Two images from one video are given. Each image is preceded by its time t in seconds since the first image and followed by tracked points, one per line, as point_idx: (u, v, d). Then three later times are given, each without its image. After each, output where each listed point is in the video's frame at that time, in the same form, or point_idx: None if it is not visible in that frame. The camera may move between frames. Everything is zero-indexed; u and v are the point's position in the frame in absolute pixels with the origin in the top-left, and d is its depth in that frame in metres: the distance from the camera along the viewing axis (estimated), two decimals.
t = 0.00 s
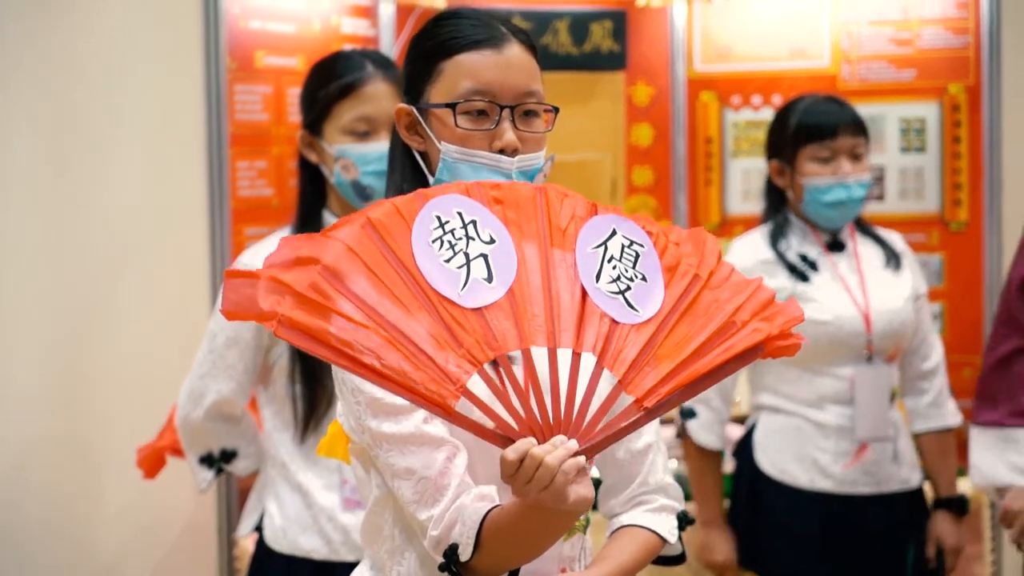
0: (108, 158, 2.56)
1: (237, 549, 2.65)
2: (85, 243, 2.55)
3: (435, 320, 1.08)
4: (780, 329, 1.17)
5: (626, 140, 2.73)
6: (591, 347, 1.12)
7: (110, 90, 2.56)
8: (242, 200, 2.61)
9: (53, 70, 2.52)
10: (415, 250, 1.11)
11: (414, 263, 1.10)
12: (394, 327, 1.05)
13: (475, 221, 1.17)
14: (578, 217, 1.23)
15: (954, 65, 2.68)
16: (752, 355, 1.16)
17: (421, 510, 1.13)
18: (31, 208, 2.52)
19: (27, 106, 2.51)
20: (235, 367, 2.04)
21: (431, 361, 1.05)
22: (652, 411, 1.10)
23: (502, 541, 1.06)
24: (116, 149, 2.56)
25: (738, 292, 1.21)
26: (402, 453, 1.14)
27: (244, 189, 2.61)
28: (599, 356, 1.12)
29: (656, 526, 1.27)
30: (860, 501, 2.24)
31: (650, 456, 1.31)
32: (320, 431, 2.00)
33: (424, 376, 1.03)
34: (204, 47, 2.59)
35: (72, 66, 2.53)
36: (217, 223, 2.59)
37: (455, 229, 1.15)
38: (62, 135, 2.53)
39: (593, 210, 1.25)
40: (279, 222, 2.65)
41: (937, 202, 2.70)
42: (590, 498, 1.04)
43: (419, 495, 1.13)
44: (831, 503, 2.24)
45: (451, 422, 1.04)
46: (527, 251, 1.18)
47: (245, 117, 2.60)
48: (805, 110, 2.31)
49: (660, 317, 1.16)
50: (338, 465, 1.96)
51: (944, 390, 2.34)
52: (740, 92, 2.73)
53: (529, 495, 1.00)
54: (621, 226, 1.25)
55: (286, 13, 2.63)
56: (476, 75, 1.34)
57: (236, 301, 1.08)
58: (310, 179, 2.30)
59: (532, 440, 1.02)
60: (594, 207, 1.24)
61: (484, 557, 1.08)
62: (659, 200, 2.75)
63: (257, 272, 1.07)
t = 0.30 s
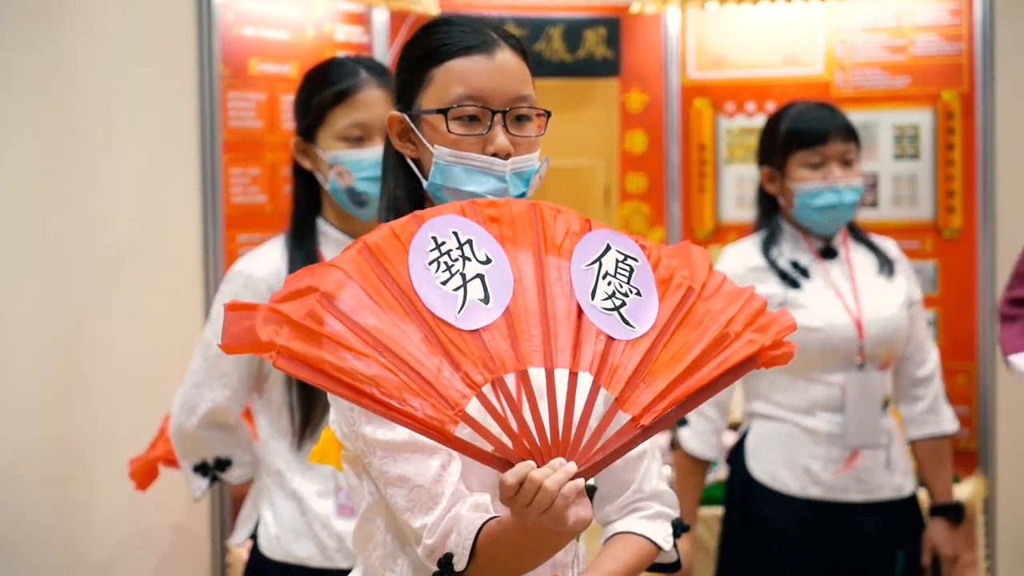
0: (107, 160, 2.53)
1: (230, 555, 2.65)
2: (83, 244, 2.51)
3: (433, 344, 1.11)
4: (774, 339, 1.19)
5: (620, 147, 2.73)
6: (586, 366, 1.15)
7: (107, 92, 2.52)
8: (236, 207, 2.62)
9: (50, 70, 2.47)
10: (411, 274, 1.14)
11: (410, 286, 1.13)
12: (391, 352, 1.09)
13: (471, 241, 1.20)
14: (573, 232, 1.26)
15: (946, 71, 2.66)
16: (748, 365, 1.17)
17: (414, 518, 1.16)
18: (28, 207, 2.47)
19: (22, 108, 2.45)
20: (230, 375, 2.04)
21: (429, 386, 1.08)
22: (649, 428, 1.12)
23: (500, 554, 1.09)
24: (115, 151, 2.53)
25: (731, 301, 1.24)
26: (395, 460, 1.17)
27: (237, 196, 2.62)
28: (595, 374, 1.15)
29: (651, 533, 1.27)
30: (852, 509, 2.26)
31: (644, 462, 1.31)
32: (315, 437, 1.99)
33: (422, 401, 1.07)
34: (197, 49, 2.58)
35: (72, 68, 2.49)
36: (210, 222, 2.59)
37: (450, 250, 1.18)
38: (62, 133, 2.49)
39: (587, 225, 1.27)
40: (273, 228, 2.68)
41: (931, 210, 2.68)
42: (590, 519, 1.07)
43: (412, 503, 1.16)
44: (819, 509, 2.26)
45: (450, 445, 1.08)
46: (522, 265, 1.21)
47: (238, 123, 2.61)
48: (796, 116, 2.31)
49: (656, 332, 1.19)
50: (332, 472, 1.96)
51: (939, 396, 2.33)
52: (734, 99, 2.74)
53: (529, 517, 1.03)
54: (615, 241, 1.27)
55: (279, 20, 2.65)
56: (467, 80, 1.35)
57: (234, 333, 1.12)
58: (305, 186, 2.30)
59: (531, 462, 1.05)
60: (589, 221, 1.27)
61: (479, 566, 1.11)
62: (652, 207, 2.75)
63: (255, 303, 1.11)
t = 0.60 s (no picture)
0: (107, 160, 2.50)
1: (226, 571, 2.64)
2: (83, 244, 2.49)
3: (432, 356, 1.11)
4: (771, 353, 1.19)
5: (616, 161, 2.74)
6: (586, 378, 1.16)
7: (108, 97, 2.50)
8: (232, 223, 2.64)
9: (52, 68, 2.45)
10: (411, 285, 1.14)
11: (410, 297, 1.13)
12: (391, 363, 1.08)
13: (470, 252, 1.19)
14: (571, 245, 1.25)
15: (942, 88, 2.66)
16: (745, 380, 1.17)
17: (413, 532, 1.16)
18: (28, 211, 2.44)
19: (19, 113, 2.42)
20: (227, 391, 2.03)
21: (429, 397, 1.08)
22: (648, 440, 1.13)
23: (496, 567, 1.09)
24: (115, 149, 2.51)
25: (728, 315, 1.24)
26: (394, 475, 1.18)
27: (234, 212, 2.64)
28: (594, 387, 1.15)
29: (650, 547, 1.26)
30: (849, 527, 2.26)
31: (643, 477, 1.31)
32: (311, 454, 1.99)
33: (422, 413, 1.07)
34: (194, 64, 2.57)
35: (73, 67, 2.47)
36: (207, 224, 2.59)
37: (450, 261, 1.17)
38: (61, 130, 2.46)
39: (584, 239, 1.27)
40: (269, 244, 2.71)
41: (927, 225, 2.70)
42: (587, 531, 1.07)
43: (411, 517, 1.16)
44: (817, 527, 2.26)
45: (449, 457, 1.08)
46: (521, 277, 1.20)
47: (235, 139, 2.63)
48: (795, 133, 2.31)
49: (655, 344, 1.19)
50: (330, 488, 1.95)
51: (937, 414, 2.33)
52: (730, 115, 2.73)
53: (528, 528, 1.03)
54: (612, 254, 1.26)
55: (277, 37, 2.68)
56: (461, 92, 1.35)
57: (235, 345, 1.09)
58: (302, 204, 2.29)
59: (530, 474, 1.05)
60: (586, 234, 1.26)
61: None
62: (648, 223, 2.75)
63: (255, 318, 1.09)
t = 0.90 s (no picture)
0: (107, 160, 2.50)
1: None
2: (83, 244, 2.48)
3: (429, 377, 1.10)
4: (760, 364, 1.18)
5: (615, 174, 2.73)
6: (580, 397, 1.14)
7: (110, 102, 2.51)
8: (231, 235, 2.62)
9: (54, 68, 2.45)
10: (405, 307, 1.14)
11: (405, 319, 1.13)
12: (388, 386, 1.08)
13: (462, 275, 1.20)
14: (561, 265, 1.26)
15: (939, 99, 2.65)
16: (735, 392, 1.16)
17: (411, 548, 1.17)
18: (28, 212, 2.43)
19: (20, 111, 2.41)
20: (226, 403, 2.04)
21: (427, 419, 1.07)
22: (644, 455, 1.12)
23: None
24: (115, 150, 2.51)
25: (717, 330, 1.22)
26: (392, 490, 1.18)
27: (233, 224, 2.63)
28: (589, 405, 1.14)
29: (647, 559, 1.26)
30: (849, 539, 2.25)
31: (640, 490, 1.31)
32: (309, 466, 1.99)
33: (420, 434, 1.06)
34: (193, 71, 2.57)
35: (76, 69, 2.47)
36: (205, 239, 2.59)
37: (443, 284, 1.18)
38: (61, 130, 2.45)
39: (574, 258, 1.27)
40: (268, 256, 2.68)
41: (926, 237, 2.68)
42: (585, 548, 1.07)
43: (409, 533, 1.17)
44: (818, 538, 2.27)
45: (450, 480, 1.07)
46: (512, 297, 1.20)
47: (232, 152, 2.61)
48: (800, 144, 2.29)
49: (646, 360, 1.18)
50: (328, 501, 1.95)
51: (936, 426, 2.33)
52: (728, 127, 2.73)
53: (528, 546, 1.02)
54: (602, 273, 1.27)
55: (275, 49, 2.66)
56: (460, 107, 1.36)
57: (237, 377, 1.11)
58: (303, 216, 2.28)
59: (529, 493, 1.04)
60: (575, 252, 1.26)
61: None
62: (647, 234, 2.74)
63: (253, 347, 1.09)
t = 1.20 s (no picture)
0: (107, 160, 2.51)
1: None
2: (83, 244, 2.50)
3: (419, 386, 1.13)
4: (752, 370, 1.20)
5: (610, 187, 2.74)
6: (571, 404, 1.17)
7: (108, 110, 2.50)
8: (227, 247, 2.56)
9: (52, 71, 2.47)
10: (396, 317, 1.17)
11: (396, 330, 1.16)
12: (381, 397, 1.10)
13: (453, 283, 1.22)
14: (553, 271, 1.26)
15: (933, 112, 2.64)
16: (728, 398, 1.18)
17: (405, 557, 1.18)
18: (28, 214, 2.47)
19: (21, 115, 2.46)
20: (219, 416, 2.03)
21: (418, 427, 1.10)
22: (636, 461, 1.14)
23: None
24: (112, 153, 2.51)
25: (712, 332, 1.24)
26: (386, 500, 1.20)
27: (229, 237, 2.57)
28: (580, 411, 1.17)
29: (642, 570, 1.26)
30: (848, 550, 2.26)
31: (633, 501, 1.30)
32: (304, 479, 1.99)
33: (411, 444, 1.09)
34: (188, 79, 2.53)
35: (77, 74, 2.48)
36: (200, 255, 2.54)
37: (433, 292, 1.21)
38: (62, 130, 2.48)
39: (566, 263, 1.28)
40: (264, 268, 2.62)
41: (920, 248, 2.68)
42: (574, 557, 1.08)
43: (402, 542, 1.18)
44: (817, 550, 2.27)
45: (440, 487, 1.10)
46: (505, 305, 1.22)
47: (229, 164, 2.55)
48: (796, 156, 2.29)
49: (638, 366, 1.20)
50: (323, 514, 1.95)
51: (932, 438, 2.31)
52: (724, 138, 2.74)
53: (519, 554, 1.04)
54: (595, 278, 1.27)
55: (271, 61, 2.59)
56: (455, 122, 1.36)
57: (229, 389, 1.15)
58: (299, 228, 2.28)
59: (520, 500, 1.06)
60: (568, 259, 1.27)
61: None
62: (643, 245, 2.75)
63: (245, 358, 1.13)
